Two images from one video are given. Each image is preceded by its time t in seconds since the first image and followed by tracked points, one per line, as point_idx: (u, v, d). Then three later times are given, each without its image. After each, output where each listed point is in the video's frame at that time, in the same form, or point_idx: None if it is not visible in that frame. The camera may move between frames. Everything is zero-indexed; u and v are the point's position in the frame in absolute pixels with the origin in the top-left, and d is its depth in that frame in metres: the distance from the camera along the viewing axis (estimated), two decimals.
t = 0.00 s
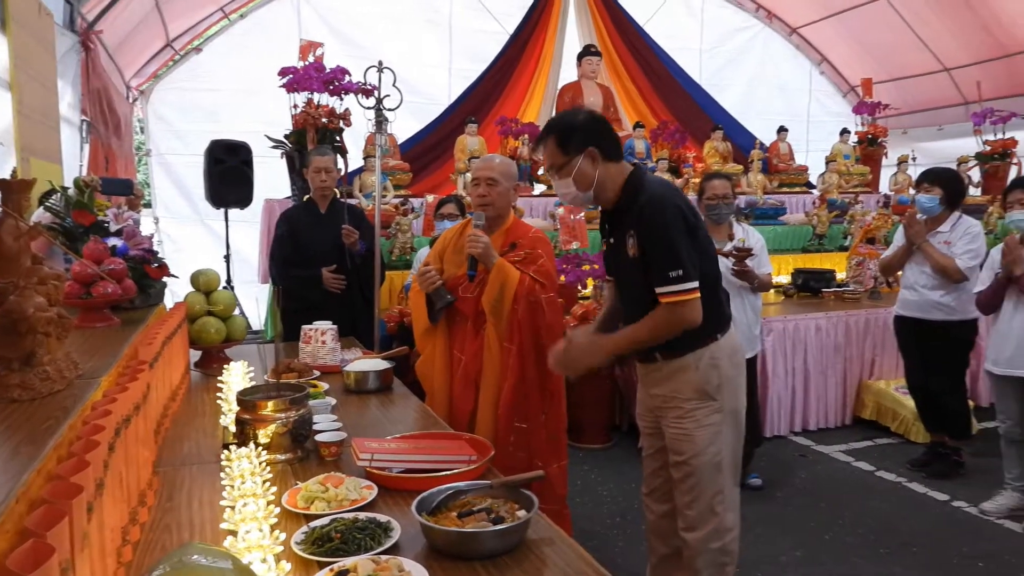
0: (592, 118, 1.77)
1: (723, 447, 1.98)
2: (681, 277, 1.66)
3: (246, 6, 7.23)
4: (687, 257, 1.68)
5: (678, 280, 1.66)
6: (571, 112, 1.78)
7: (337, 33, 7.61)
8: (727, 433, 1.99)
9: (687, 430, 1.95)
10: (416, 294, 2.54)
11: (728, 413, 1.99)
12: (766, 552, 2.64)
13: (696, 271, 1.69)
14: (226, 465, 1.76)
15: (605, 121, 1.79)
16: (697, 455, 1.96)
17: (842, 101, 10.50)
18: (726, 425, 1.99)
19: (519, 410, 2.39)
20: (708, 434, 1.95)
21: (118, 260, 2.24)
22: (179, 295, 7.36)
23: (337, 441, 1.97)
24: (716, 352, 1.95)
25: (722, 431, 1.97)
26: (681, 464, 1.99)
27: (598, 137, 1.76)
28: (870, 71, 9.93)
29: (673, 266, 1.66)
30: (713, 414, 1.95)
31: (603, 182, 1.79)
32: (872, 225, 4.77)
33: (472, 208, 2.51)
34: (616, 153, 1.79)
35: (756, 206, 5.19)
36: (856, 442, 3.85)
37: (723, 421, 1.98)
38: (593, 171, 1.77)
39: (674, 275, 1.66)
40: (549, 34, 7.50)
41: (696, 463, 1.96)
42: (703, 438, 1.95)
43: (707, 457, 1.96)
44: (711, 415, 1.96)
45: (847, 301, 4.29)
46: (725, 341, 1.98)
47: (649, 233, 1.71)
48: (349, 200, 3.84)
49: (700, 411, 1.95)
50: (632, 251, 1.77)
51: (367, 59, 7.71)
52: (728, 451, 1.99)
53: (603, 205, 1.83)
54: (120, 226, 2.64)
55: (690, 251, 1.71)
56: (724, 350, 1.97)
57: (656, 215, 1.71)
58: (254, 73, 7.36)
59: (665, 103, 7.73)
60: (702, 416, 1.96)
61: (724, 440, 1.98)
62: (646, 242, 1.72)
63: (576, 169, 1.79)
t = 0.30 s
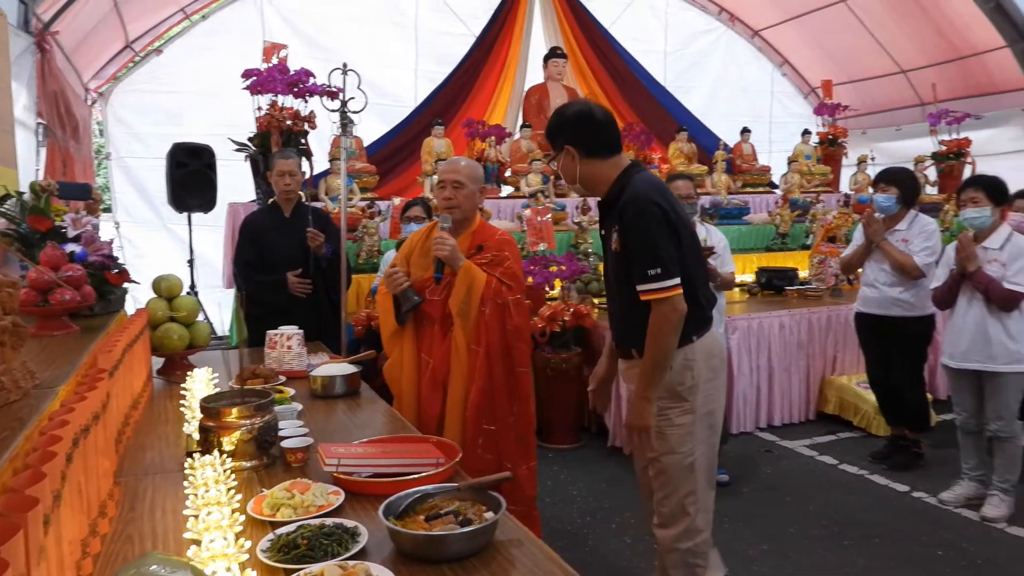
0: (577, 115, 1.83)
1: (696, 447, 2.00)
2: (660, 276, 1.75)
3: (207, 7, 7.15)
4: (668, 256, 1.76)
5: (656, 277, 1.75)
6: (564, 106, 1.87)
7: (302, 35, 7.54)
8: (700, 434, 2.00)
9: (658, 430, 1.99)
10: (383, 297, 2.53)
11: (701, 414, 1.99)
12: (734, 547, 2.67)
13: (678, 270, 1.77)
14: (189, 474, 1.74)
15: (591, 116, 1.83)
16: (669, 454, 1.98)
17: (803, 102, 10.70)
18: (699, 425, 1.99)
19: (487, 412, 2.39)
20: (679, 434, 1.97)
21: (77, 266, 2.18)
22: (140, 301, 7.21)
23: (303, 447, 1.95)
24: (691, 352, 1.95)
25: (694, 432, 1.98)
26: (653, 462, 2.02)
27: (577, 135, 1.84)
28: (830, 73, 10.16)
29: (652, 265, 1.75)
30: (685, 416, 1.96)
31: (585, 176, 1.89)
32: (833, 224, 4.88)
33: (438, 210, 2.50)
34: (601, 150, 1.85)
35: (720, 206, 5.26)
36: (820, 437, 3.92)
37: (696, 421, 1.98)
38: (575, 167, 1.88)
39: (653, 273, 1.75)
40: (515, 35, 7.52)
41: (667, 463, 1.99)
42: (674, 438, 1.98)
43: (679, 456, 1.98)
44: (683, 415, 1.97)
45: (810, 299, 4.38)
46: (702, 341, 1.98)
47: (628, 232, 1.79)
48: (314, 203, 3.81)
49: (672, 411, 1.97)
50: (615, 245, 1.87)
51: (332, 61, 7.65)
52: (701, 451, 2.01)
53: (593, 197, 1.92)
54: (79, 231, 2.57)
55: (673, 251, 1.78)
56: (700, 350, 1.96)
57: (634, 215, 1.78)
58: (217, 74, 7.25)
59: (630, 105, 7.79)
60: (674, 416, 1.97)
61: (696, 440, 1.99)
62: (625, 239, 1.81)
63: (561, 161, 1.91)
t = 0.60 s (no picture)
0: (587, 128, 1.91)
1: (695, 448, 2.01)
2: (683, 272, 1.78)
3: (175, 8, 7.08)
4: (687, 254, 1.80)
5: (679, 274, 1.78)
6: (575, 122, 1.95)
7: (272, 39, 7.48)
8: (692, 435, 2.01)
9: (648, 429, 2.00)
10: (355, 304, 2.51)
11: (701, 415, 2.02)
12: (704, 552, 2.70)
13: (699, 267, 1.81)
14: (154, 483, 1.71)
15: (602, 127, 1.91)
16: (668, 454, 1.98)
17: (771, 111, 10.88)
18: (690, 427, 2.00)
19: (459, 419, 2.38)
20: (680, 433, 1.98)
21: (39, 272, 2.13)
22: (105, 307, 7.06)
23: (272, 455, 1.93)
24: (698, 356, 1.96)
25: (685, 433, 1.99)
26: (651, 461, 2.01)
27: (588, 148, 1.92)
28: (798, 82, 10.37)
29: (674, 263, 1.78)
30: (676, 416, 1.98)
31: (598, 186, 1.96)
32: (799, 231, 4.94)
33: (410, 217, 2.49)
34: (613, 161, 1.92)
35: (690, 214, 5.33)
36: (787, 442, 3.98)
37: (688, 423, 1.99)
38: (588, 179, 1.96)
39: (676, 271, 1.78)
40: (487, 42, 7.55)
41: (656, 462, 2.00)
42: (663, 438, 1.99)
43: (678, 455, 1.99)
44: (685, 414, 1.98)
45: (777, 305, 4.45)
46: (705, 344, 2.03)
47: (641, 234, 1.84)
48: (283, 209, 3.77)
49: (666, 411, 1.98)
50: (626, 250, 1.91)
51: (303, 65, 7.59)
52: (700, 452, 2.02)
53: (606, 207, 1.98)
54: (40, 235, 2.50)
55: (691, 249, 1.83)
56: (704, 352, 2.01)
57: (648, 218, 1.83)
58: (184, 76, 7.16)
59: (601, 112, 7.85)
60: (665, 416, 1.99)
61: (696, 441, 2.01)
62: (639, 243, 1.86)
63: (574, 174, 2.00)
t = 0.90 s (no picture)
0: (616, 138, 2.00)
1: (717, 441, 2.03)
2: (717, 270, 1.86)
3: (151, 7, 7.02)
4: (718, 252, 1.89)
5: (713, 271, 1.86)
6: (601, 133, 2.03)
7: (251, 39, 7.42)
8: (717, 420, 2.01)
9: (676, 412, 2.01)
10: (335, 307, 2.50)
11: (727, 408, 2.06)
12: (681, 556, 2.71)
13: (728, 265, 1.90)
14: (127, 489, 1.69)
15: (630, 136, 1.99)
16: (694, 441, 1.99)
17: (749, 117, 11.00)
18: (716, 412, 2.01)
19: (437, 423, 2.38)
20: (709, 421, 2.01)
21: (11, 274, 2.09)
22: (78, 309, 6.95)
23: (247, 460, 1.91)
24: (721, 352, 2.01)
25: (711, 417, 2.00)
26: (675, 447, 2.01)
27: (617, 155, 1.99)
28: (775, 89, 10.53)
29: (708, 261, 1.86)
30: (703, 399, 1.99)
31: (629, 191, 2.02)
32: (776, 238, 5.00)
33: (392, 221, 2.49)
34: (640, 168, 2.00)
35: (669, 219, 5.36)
36: (763, 446, 4.03)
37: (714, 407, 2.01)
38: (616, 185, 2.01)
39: (711, 269, 1.86)
40: (467, 47, 7.58)
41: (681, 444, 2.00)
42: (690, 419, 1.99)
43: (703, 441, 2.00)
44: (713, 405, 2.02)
45: (754, 310, 4.49)
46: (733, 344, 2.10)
47: (676, 234, 1.90)
48: (261, 211, 3.74)
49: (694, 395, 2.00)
50: (657, 251, 1.97)
51: (283, 66, 7.54)
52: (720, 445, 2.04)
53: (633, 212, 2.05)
54: (10, 235, 2.42)
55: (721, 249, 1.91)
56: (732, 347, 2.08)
57: (681, 220, 1.91)
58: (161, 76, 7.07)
59: (581, 116, 7.88)
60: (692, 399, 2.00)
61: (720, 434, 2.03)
62: (672, 243, 1.92)
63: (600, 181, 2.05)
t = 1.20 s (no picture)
0: (636, 142, 2.21)
1: (729, 435, 2.21)
2: (714, 272, 2.07)
3: (111, 5, 6.87)
4: (718, 256, 2.09)
5: (710, 274, 2.06)
6: (624, 136, 2.25)
7: (216, 38, 7.33)
8: (733, 419, 2.23)
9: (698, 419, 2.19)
10: (303, 311, 2.47)
11: (734, 405, 2.23)
12: (644, 557, 2.73)
13: (726, 269, 2.10)
14: (79, 500, 1.64)
15: (647, 142, 2.22)
16: (706, 439, 2.20)
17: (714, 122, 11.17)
18: (731, 413, 2.23)
19: (405, 427, 2.35)
20: (716, 420, 2.19)
21: None
22: (33, 313, 6.77)
23: (205, 468, 1.87)
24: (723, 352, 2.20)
25: (728, 418, 2.21)
26: (693, 444, 2.23)
27: (635, 158, 2.20)
28: (739, 95, 10.75)
29: (707, 263, 2.07)
30: (721, 404, 2.20)
31: (645, 193, 2.23)
32: (741, 240, 5.26)
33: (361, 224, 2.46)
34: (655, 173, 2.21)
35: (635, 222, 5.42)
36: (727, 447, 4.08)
37: (729, 408, 2.22)
38: (632, 184, 2.22)
39: (709, 270, 2.07)
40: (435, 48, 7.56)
41: (709, 447, 2.20)
42: (713, 424, 2.19)
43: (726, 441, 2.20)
44: (719, 405, 2.20)
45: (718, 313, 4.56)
46: (731, 342, 2.25)
47: (684, 234, 2.12)
48: (223, 214, 3.70)
49: (712, 400, 2.19)
50: (666, 250, 2.17)
51: (248, 67, 7.46)
52: (734, 437, 2.22)
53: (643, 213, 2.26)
54: None
55: (722, 254, 2.12)
56: (732, 347, 2.24)
57: (689, 223, 2.12)
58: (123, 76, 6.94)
59: (549, 120, 7.92)
60: (711, 406, 2.19)
61: (731, 428, 2.21)
62: (680, 243, 2.13)
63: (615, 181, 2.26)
